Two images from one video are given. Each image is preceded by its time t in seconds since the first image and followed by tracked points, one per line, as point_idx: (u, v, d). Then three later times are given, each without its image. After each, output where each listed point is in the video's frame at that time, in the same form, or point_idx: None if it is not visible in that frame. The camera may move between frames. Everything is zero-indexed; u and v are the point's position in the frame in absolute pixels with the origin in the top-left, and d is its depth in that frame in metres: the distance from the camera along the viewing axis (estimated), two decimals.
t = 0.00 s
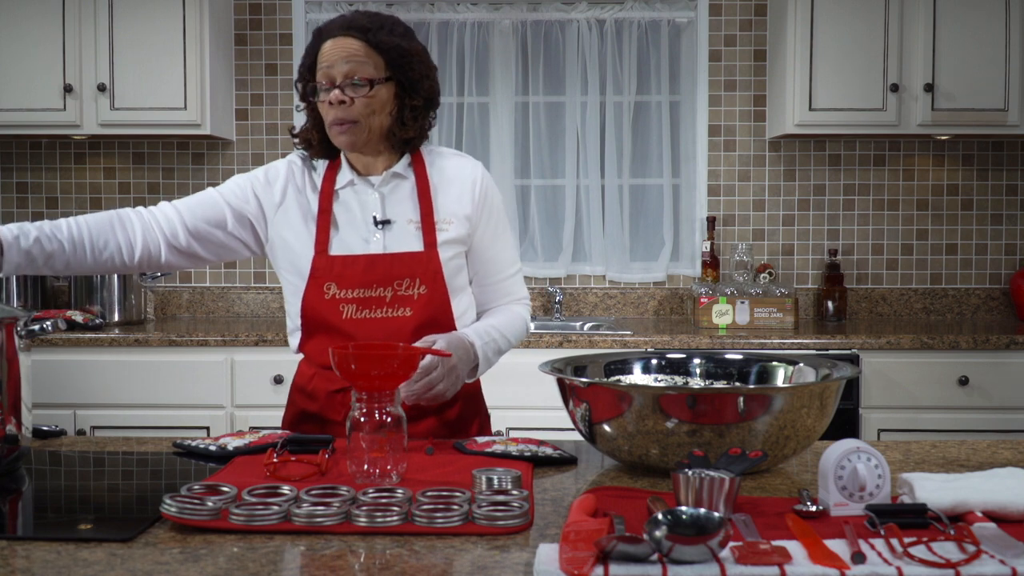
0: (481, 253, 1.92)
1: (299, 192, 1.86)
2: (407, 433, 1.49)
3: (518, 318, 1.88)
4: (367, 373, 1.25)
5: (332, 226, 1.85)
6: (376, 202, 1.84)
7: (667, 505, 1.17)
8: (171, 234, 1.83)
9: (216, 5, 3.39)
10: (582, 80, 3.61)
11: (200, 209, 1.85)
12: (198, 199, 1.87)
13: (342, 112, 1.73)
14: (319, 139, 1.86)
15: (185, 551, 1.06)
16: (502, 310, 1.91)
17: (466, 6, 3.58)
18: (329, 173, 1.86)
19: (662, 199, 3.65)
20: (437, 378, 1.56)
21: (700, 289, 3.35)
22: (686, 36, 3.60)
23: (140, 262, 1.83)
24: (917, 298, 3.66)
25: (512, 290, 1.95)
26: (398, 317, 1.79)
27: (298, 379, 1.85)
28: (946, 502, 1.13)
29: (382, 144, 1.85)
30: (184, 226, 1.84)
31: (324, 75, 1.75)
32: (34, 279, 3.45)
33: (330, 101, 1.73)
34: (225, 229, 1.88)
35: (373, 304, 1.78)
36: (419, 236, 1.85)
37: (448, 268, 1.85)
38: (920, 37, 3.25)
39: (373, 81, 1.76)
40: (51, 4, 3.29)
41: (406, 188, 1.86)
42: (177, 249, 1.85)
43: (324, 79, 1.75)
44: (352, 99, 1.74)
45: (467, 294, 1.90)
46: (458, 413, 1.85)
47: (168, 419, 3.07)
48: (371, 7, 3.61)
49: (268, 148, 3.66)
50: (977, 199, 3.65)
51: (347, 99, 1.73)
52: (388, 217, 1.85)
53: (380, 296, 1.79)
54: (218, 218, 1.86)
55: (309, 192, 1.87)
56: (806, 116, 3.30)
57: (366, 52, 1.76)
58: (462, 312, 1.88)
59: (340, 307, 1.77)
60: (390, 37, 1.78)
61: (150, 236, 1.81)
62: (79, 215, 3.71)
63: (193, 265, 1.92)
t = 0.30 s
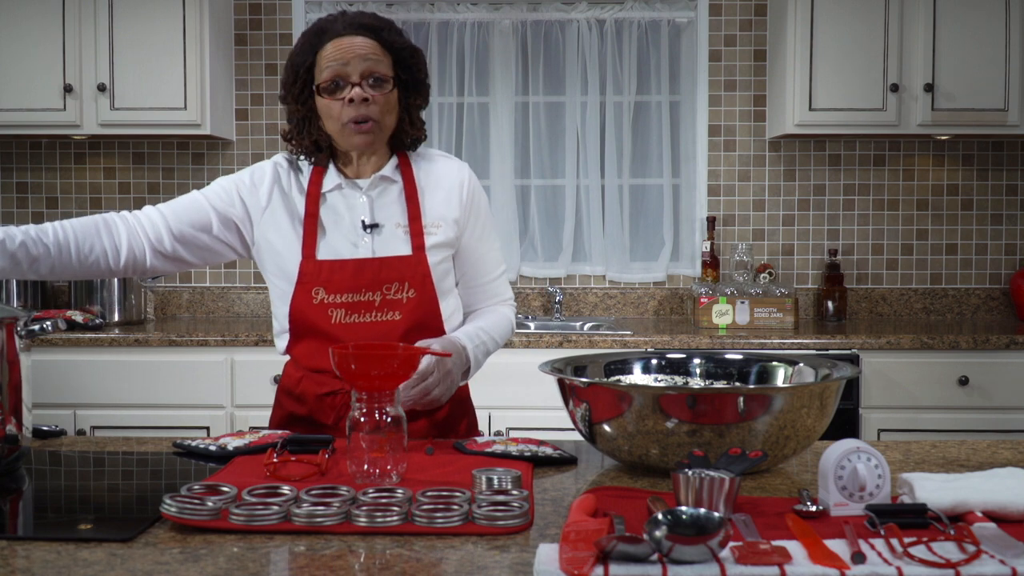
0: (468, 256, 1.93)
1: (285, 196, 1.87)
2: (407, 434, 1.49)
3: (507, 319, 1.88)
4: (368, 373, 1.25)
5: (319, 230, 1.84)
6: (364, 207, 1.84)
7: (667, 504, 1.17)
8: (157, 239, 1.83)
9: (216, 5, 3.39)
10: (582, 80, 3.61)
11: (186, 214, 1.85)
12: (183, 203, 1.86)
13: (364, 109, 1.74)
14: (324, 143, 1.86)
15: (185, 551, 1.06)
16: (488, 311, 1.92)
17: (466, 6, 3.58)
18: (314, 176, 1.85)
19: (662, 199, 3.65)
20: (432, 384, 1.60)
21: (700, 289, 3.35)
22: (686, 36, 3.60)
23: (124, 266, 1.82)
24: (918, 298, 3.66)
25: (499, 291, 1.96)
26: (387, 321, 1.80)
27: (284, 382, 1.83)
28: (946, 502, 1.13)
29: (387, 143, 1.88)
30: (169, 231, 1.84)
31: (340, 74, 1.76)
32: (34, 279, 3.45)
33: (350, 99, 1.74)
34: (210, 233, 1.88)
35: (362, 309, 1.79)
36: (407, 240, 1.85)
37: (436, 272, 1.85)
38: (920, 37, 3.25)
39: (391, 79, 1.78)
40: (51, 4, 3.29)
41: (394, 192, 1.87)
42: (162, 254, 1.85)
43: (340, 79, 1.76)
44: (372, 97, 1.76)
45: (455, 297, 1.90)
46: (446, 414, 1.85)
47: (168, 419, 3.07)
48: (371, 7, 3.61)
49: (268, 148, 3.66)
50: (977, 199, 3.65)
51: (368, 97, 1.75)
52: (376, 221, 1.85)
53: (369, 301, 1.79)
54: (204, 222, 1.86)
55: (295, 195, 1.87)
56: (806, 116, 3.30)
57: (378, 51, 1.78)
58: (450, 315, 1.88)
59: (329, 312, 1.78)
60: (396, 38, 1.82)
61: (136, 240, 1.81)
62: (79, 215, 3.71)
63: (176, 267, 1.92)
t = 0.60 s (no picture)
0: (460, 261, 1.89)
1: (278, 196, 1.86)
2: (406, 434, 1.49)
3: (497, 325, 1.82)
4: (367, 373, 1.25)
5: (311, 232, 1.84)
6: (356, 210, 1.84)
7: (667, 504, 1.17)
8: (152, 240, 1.83)
9: (216, 5, 3.39)
10: (582, 80, 3.61)
11: (181, 214, 1.85)
12: (178, 204, 1.87)
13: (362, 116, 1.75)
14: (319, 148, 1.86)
15: (185, 551, 1.06)
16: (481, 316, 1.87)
17: (466, 6, 3.58)
18: (307, 179, 1.85)
19: (662, 199, 3.64)
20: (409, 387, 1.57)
21: (700, 289, 3.35)
22: (686, 36, 3.60)
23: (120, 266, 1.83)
24: (918, 298, 3.66)
25: (493, 298, 1.89)
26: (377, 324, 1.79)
27: (275, 382, 1.82)
28: (946, 502, 1.13)
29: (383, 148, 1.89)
30: (165, 232, 1.84)
31: (338, 80, 1.76)
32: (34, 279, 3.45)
33: (348, 104, 1.75)
34: (204, 235, 1.88)
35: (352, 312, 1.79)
36: (398, 245, 1.85)
37: (427, 277, 1.85)
38: (920, 36, 3.25)
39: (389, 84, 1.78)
40: (51, 4, 3.29)
41: (387, 197, 1.86)
42: (157, 255, 1.86)
43: (338, 84, 1.76)
44: (370, 103, 1.76)
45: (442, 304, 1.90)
46: (435, 416, 1.86)
47: (168, 419, 3.07)
48: (371, 7, 3.61)
49: (268, 148, 3.66)
50: (977, 199, 3.65)
51: (366, 103, 1.75)
52: (368, 225, 1.85)
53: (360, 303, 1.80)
54: (198, 223, 1.86)
55: (288, 196, 1.86)
56: (806, 116, 3.30)
57: (376, 57, 1.79)
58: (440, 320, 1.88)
59: (319, 314, 1.78)
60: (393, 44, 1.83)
61: (131, 240, 1.82)
62: (79, 214, 3.71)
63: (172, 268, 1.92)
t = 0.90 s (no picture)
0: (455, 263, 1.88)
1: (276, 196, 1.86)
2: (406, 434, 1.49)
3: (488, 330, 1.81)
4: (367, 373, 1.25)
5: (307, 232, 1.85)
6: (353, 210, 1.84)
7: (667, 504, 1.17)
8: (150, 240, 1.83)
9: (216, 5, 3.39)
10: (582, 80, 3.61)
11: (180, 214, 1.86)
12: (176, 204, 1.87)
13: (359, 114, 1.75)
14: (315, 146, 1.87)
15: (185, 551, 1.06)
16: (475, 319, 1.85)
17: (466, 6, 3.58)
18: (305, 177, 1.86)
19: (662, 199, 3.64)
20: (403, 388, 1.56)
21: (700, 289, 3.35)
22: (686, 36, 3.60)
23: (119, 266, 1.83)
24: (917, 298, 3.66)
25: (488, 301, 1.87)
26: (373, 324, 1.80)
27: (268, 382, 1.83)
28: (946, 502, 1.13)
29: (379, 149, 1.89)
30: (164, 231, 1.84)
31: (337, 79, 1.76)
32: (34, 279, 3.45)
33: (346, 103, 1.75)
34: (203, 234, 1.88)
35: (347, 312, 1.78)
36: (394, 246, 1.85)
37: (422, 279, 1.85)
38: (920, 37, 3.25)
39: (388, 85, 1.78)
40: (51, 4, 3.29)
41: (383, 197, 1.86)
42: (155, 254, 1.86)
43: (337, 83, 1.76)
44: (369, 102, 1.76)
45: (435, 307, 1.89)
46: (429, 417, 1.86)
47: (168, 419, 3.07)
48: (371, 7, 3.61)
49: (268, 148, 3.66)
50: (978, 199, 3.65)
51: (364, 102, 1.75)
52: (364, 226, 1.85)
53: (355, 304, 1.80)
54: (196, 222, 1.86)
55: (286, 196, 1.87)
56: (806, 116, 3.30)
57: (376, 58, 1.79)
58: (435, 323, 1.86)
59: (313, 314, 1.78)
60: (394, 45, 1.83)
61: (129, 239, 1.81)
62: (78, 214, 3.71)
63: (170, 267, 1.92)
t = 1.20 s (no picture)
0: (456, 263, 1.89)
1: (276, 195, 1.86)
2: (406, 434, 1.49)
3: (490, 329, 1.82)
4: (367, 373, 1.25)
5: (307, 231, 1.85)
6: (353, 210, 1.85)
7: (668, 505, 1.17)
8: (149, 240, 1.83)
9: (216, 5, 3.39)
10: (582, 80, 3.61)
11: (179, 214, 1.86)
12: (176, 204, 1.87)
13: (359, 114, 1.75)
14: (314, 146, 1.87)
15: (185, 551, 1.06)
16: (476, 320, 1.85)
17: (466, 6, 3.58)
18: (305, 177, 1.85)
19: (662, 199, 3.64)
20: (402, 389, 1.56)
21: (700, 288, 3.35)
22: (686, 36, 3.60)
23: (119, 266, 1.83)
24: (918, 298, 3.66)
25: (489, 301, 1.88)
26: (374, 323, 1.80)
27: (267, 382, 1.82)
28: (946, 502, 1.13)
29: (378, 150, 1.89)
30: (163, 232, 1.84)
31: (338, 78, 1.76)
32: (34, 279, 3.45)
33: (346, 102, 1.75)
34: (202, 235, 1.88)
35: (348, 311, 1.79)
36: (395, 246, 1.85)
37: (423, 279, 1.85)
38: (920, 37, 3.25)
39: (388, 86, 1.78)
40: (51, 4, 3.29)
41: (384, 197, 1.86)
42: (155, 255, 1.86)
43: (337, 83, 1.76)
44: (368, 102, 1.76)
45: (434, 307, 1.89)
46: (428, 417, 1.86)
47: (168, 419, 3.07)
48: (371, 7, 3.61)
49: (268, 148, 3.66)
50: (977, 199, 3.65)
51: (364, 102, 1.75)
52: (365, 226, 1.85)
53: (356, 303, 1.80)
54: (196, 222, 1.86)
55: (285, 195, 1.87)
56: (806, 116, 3.30)
57: (376, 58, 1.79)
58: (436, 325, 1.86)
59: (314, 313, 1.78)
60: (395, 46, 1.83)
61: (129, 240, 1.81)
62: (79, 214, 3.71)
63: (169, 268, 1.92)
